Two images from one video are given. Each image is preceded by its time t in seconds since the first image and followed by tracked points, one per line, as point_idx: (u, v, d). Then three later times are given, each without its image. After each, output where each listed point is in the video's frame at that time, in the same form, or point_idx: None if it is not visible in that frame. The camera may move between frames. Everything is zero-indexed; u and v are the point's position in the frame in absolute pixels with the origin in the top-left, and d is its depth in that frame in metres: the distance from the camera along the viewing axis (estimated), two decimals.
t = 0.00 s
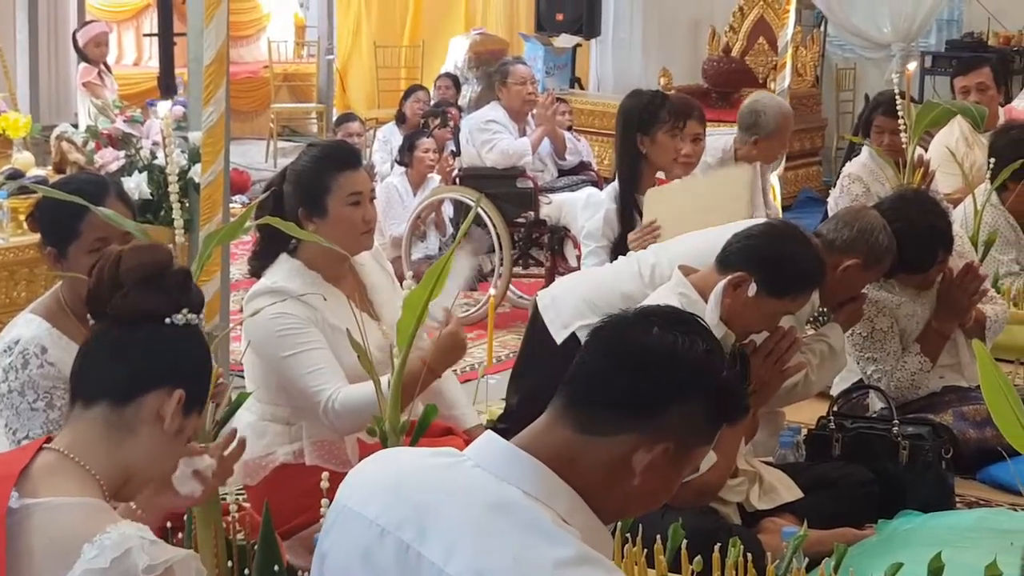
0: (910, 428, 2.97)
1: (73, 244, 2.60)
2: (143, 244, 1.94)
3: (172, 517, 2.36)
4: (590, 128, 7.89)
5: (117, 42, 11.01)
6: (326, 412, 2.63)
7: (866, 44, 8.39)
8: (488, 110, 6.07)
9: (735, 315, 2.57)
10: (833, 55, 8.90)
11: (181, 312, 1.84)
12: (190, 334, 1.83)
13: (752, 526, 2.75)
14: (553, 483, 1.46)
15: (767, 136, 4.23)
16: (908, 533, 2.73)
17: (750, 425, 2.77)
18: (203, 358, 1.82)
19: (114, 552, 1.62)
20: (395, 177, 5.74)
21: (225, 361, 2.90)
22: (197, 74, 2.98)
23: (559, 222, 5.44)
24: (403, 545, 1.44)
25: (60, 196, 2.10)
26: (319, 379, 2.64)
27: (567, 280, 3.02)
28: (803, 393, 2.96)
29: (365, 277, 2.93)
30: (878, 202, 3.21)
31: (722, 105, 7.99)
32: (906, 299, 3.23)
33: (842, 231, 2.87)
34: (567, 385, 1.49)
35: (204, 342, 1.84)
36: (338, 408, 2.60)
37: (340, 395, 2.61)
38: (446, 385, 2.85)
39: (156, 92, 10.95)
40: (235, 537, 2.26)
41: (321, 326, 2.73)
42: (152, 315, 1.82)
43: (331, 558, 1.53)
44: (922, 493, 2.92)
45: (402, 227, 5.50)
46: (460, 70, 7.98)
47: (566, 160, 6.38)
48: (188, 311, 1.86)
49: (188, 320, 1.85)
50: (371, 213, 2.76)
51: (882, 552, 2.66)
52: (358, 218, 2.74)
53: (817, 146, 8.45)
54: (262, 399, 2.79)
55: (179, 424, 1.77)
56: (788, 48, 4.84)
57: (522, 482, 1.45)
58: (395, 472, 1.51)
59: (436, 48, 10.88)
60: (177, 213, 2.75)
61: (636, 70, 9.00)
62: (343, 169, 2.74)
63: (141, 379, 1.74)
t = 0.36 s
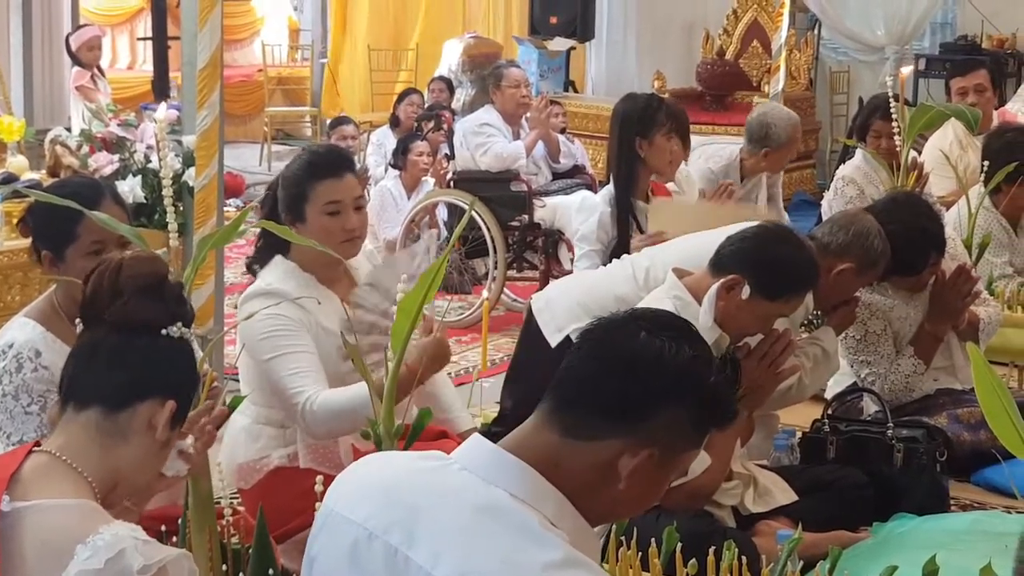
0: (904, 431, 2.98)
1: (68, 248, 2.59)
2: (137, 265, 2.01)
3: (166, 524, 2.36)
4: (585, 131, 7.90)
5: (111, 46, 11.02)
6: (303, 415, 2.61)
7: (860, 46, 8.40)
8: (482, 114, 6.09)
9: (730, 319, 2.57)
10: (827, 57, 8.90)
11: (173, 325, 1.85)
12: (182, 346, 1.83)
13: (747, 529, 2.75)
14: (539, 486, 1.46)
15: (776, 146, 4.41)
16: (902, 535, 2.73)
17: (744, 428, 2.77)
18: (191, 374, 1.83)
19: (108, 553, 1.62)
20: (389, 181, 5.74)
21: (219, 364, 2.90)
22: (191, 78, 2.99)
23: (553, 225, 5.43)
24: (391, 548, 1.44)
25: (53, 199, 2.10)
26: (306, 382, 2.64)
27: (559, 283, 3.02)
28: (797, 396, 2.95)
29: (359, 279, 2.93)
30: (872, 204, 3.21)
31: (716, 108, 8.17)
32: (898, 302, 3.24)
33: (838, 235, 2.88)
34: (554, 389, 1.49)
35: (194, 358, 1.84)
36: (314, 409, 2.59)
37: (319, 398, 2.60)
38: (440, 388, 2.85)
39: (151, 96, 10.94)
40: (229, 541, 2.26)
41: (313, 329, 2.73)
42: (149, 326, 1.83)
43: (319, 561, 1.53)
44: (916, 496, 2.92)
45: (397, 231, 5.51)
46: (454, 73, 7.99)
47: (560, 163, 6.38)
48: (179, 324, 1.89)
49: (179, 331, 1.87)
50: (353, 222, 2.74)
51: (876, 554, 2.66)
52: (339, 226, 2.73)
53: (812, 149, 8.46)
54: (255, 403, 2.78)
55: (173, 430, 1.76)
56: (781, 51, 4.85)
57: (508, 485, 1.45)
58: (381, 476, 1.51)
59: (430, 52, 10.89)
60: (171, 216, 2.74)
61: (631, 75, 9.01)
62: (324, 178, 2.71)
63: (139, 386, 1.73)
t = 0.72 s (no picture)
0: (899, 432, 2.99)
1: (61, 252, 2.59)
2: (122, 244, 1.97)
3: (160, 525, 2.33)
4: (579, 134, 7.89)
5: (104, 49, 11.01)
6: (290, 413, 2.59)
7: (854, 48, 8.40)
8: (477, 116, 6.08)
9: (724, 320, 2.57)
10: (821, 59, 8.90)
11: (156, 314, 1.83)
12: (165, 335, 1.81)
13: (741, 531, 2.75)
14: (531, 488, 1.46)
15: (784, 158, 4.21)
16: (897, 537, 2.73)
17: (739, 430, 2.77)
18: (179, 360, 1.81)
19: (102, 555, 1.60)
20: (383, 184, 5.74)
21: (213, 367, 2.90)
22: (185, 81, 2.98)
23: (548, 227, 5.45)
24: (383, 551, 1.44)
25: (47, 204, 2.09)
26: (297, 386, 2.64)
27: (554, 285, 3.02)
28: (786, 405, 2.95)
29: (355, 281, 2.93)
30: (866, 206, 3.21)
31: (710, 110, 8.15)
32: (892, 304, 3.25)
33: (830, 234, 2.90)
34: (546, 391, 1.50)
35: (180, 345, 1.82)
36: (304, 408, 2.58)
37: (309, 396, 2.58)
38: (435, 390, 2.84)
39: (144, 99, 10.92)
40: (224, 544, 2.25)
41: (307, 332, 2.73)
42: (129, 318, 1.81)
43: (312, 565, 1.53)
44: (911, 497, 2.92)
45: (392, 233, 5.51)
46: (448, 76, 7.98)
47: (554, 165, 6.39)
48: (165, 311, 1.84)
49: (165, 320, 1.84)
50: (342, 228, 2.73)
51: (872, 556, 2.66)
52: (328, 233, 2.72)
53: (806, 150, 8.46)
54: (248, 405, 2.78)
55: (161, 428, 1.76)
56: (775, 54, 4.85)
57: (501, 486, 1.46)
58: (373, 478, 1.51)
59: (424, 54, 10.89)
60: (165, 220, 2.74)
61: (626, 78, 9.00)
62: (309, 183, 2.71)
63: (121, 384, 1.73)
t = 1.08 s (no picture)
0: (884, 432, 3.00)
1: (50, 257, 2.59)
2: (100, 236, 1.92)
3: (148, 527, 2.33)
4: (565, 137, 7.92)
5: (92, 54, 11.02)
6: (271, 411, 2.59)
7: (838, 51, 8.44)
8: (464, 119, 6.08)
9: (710, 322, 2.59)
10: (807, 62, 8.96)
11: (124, 312, 1.79)
12: (131, 335, 1.78)
13: (727, 531, 2.77)
14: (517, 490, 1.47)
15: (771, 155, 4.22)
16: (883, 538, 2.75)
17: (726, 431, 2.78)
18: (152, 357, 1.77)
19: (89, 550, 1.61)
20: (371, 187, 5.75)
21: (202, 371, 2.91)
22: (173, 85, 2.99)
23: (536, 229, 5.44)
24: (369, 554, 1.45)
25: (36, 207, 2.08)
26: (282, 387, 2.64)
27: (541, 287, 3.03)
28: (767, 405, 2.99)
29: (343, 284, 2.94)
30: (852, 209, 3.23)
31: (696, 112, 8.12)
32: (878, 305, 3.26)
33: (819, 241, 2.91)
34: (533, 393, 1.51)
35: (149, 343, 1.78)
36: (286, 407, 2.57)
37: (293, 394, 2.58)
38: (423, 392, 2.86)
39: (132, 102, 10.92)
40: (212, 547, 2.26)
41: (295, 335, 2.74)
42: (96, 317, 1.79)
43: (300, 568, 1.54)
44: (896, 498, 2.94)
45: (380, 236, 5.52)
46: (435, 79, 8.01)
47: (541, 168, 6.40)
48: (135, 308, 1.80)
49: (134, 317, 1.80)
50: (330, 230, 2.74)
51: (857, 556, 2.68)
52: (315, 235, 2.73)
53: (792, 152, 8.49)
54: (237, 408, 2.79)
55: (138, 428, 1.74)
56: (761, 57, 4.87)
57: (487, 489, 1.47)
58: (362, 481, 1.52)
59: (411, 57, 10.91)
60: (154, 224, 2.74)
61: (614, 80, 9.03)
62: (297, 187, 2.72)
63: (90, 384, 1.72)
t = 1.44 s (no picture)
0: (868, 434, 2.99)
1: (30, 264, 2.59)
2: (54, 243, 1.92)
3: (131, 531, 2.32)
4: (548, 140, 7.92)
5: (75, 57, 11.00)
6: (254, 417, 2.57)
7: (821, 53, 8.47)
8: (447, 123, 6.07)
9: (693, 325, 2.60)
10: (789, 65, 8.98)
11: (71, 316, 1.78)
12: (79, 337, 1.76)
13: (711, 534, 2.77)
14: (500, 495, 1.47)
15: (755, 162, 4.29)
16: (867, 539, 2.75)
17: (710, 434, 2.78)
18: (108, 357, 1.74)
19: (81, 548, 1.60)
20: (355, 190, 5.75)
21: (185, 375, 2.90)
22: (156, 89, 3.00)
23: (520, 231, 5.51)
24: (352, 559, 1.45)
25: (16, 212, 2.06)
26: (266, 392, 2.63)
27: (528, 291, 3.04)
28: (754, 406, 2.97)
29: (327, 287, 2.93)
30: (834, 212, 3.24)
31: (680, 115, 8.17)
32: (862, 307, 3.26)
33: (803, 243, 2.91)
34: (516, 398, 1.51)
35: (96, 342, 1.75)
36: (269, 412, 2.56)
37: (275, 400, 2.57)
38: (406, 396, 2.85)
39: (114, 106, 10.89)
40: (195, 552, 2.25)
41: (278, 339, 2.73)
42: (47, 323, 1.79)
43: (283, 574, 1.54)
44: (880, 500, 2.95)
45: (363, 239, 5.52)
46: (419, 83, 8.01)
47: (525, 171, 6.41)
48: (81, 310, 1.79)
49: (81, 320, 1.78)
50: (311, 234, 2.73)
51: (841, 558, 2.68)
52: (296, 238, 2.72)
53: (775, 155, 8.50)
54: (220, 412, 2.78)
55: (108, 430, 1.73)
56: (744, 60, 4.88)
57: (470, 493, 1.47)
58: (345, 486, 1.52)
59: (395, 60, 10.91)
60: (135, 228, 2.72)
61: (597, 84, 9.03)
62: (280, 190, 2.72)
63: (55, 390, 1.72)
